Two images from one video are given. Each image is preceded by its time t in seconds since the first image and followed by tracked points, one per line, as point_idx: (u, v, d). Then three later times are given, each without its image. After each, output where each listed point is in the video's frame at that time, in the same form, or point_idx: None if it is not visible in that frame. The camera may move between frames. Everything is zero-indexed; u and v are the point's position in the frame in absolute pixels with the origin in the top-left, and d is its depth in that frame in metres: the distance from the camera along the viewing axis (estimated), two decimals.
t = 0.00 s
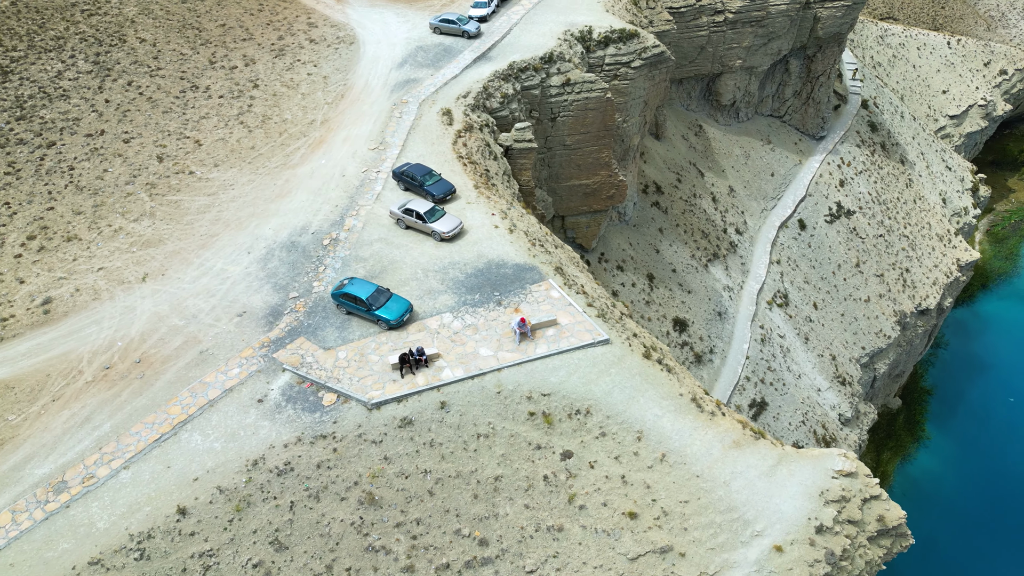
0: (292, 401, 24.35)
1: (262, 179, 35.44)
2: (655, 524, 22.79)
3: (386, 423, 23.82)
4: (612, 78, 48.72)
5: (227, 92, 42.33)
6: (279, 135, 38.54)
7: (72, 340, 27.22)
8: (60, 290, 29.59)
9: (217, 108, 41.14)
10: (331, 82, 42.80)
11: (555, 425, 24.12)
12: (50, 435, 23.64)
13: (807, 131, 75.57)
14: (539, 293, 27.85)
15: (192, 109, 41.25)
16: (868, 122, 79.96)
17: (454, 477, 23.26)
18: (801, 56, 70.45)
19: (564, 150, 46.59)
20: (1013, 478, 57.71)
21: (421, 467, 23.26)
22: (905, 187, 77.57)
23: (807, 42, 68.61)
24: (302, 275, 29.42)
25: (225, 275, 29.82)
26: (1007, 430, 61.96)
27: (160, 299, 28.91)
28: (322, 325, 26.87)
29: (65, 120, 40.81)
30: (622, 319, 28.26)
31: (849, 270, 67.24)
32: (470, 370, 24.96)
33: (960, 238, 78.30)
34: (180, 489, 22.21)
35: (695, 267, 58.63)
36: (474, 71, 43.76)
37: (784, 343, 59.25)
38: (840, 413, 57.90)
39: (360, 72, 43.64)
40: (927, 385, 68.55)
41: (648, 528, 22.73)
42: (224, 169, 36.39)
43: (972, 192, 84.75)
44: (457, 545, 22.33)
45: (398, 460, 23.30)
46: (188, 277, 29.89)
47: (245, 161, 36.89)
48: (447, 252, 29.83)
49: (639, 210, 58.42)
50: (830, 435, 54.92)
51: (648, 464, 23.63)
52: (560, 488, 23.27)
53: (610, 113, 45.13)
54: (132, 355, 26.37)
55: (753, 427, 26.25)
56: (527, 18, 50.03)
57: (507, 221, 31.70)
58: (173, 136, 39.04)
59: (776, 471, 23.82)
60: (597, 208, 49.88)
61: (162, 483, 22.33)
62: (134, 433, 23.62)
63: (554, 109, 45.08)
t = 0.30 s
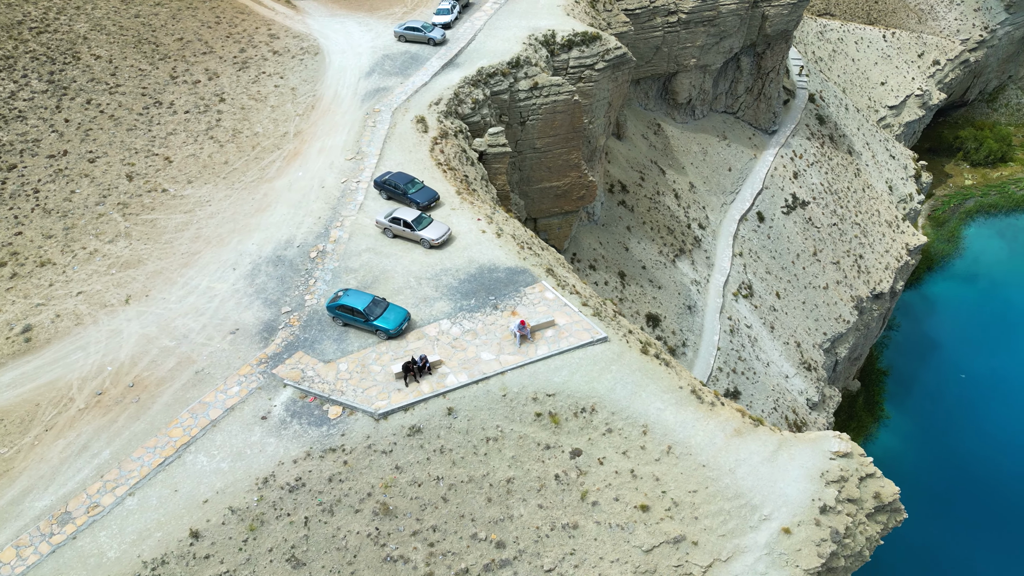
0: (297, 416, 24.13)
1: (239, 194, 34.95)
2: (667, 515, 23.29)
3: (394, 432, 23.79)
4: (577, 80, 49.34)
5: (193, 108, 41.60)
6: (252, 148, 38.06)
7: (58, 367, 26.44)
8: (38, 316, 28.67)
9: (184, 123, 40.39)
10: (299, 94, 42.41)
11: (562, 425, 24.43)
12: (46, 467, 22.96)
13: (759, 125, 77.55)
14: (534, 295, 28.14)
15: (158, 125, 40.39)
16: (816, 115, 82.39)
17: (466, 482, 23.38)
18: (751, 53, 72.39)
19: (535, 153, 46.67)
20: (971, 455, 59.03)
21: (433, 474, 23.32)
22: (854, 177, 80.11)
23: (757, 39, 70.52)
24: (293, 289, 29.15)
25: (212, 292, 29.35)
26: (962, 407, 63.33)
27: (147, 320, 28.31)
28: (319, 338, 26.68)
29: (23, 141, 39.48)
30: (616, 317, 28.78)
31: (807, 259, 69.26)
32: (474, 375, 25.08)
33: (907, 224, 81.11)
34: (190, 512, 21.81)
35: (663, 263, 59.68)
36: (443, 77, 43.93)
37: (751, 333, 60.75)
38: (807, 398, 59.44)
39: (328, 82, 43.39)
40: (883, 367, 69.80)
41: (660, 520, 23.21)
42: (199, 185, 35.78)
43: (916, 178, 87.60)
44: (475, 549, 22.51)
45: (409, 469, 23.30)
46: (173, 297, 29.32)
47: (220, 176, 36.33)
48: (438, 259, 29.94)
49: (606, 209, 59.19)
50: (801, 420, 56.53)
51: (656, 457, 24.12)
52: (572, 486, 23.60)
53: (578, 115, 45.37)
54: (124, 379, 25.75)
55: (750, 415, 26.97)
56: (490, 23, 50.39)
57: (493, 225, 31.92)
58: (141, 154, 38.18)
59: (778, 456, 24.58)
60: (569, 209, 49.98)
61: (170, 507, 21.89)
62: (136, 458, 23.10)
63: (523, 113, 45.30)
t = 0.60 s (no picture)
0: (303, 431, 23.92)
1: (217, 210, 34.38)
2: (677, 505, 23.82)
3: (404, 441, 23.78)
4: (542, 84, 49.35)
5: (159, 124, 40.71)
6: (225, 163, 37.47)
7: (47, 395, 25.65)
8: (19, 344, 27.73)
9: (152, 140, 39.51)
10: (268, 106, 41.92)
11: (569, 423, 24.77)
12: (47, 498, 22.31)
13: (714, 122, 79.27)
14: (529, 297, 28.45)
15: (123, 143, 39.42)
16: (766, 110, 84.50)
17: (480, 486, 23.52)
18: (703, 52, 74.05)
19: (505, 157, 46.75)
20: (924, 432, 60.10)
21: (446, 479, 23.39)
22: (805, 168, 82.35)
23: (708, 38, 72.14)
24: (284, 303, 28.82)
25: (201, 310, 28.85)
26: (916, 387, 64.60)
27: (136, 342, 27.67)
28: (318, 351, 26.47)
29: None
30: (609, 315, 29.26)
31: (767, 250, 71.04)
32: (478, 380, 25.22)
33: (857, 212, 83.46)
34: (203, 535, 21.45)
35: (632, 260, 60.54)
36: (412, 85, 43.96)
37: (719, 325, 61.91)
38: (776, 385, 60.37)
39: (296, 93, 43.02)
40: (840, 351, 70.83)
41: (671, 510, 23.73)
42: (174, 202, 35.06)
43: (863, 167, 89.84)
44: (493, 552, 22.67)
45: (422, 476, 23.32)
46: (161, 317, 28.72)
47: (194, 192, 35.66)
48: (429, 266, 29.98)
49: (574, 210, 59.83)
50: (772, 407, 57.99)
51: (662, 450, 24.64)
52: (584, 483, 23.95)
53: (546, 118, 45.79)
54: (119, 404, 25.13)
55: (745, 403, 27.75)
56: (454, 30, 50.59)
57: (480, 230, 32.12)
58: (109, 173, 37.20)
59: (777, 442, 25.37)
60: (540, 211, 49.77)
61: (182, 530, 21.49)
62: (141, 484, 22.60)
63: (493, 118, 45.50)
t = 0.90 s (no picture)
0: (312, 445, 23.73)
1: (196, 227, 33.79)
2: (686, 496, 24.38)
3: (415, 449, 23.81)
4: (509, 89, 49.95)
5: (125, 142, 39.75)
6: (199, 179, 36.81)
7: (39, 425, 24.88)
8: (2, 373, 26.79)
9: (119, 159, 38.54)
10: (238, 120, 41.35)
11: (575, 422, 25.12)
12: (51, 531, 21.68)
13: (670, 121, 80.73)
14: (524, 299, 28.75)
15: (89, 162, 38.37)
16: (719, 107, 86.33)
17: (493, 489, 23.69)
18: (657, 52, 75.43)
19: (476, 162, 46.36)
20: (878, 413, 61.13)
21: (460, 484, 23.51)
22: (759, 163, 84.39)
23: (661, 39, 73.46)
24: (276, 318, 28.50)
25: (191, 329, 28.34)
26: (874, 369, 65.93)
27: (127, 365, 27.02)
28: (318, 364, 26.28)
29: None
30: (602, 313, 29.75)
31: (728, 244, 72.65)
32: (483, 384, 25.38)
33: (809, 203, 85.66)
34: (219, 557, 21.13)
35: (601, 259, 61.21)
36: (382, 93, 43.88)
37: (688, 319, 62.55)
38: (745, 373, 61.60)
39: (265, 106, 42.53)
40: (799, 338, 71.75)
41: (681, 500, 24.27)
42: (149, 221, 34.32)
43: (812, 160, 91.96)
44: (511, 554, 22.86)
45: (435, 483, 23.38)
46: (150, 338, 28.10)
47: (170, 210, 34.97)
48: (421, 273, 30.02)
49: (542, 212, 60.30)
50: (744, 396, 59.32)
51: (667, 442, 25.19)
52: (594, 480, 24.32)
53: (516, 122, 45.58)
54: (117, 429, 24.53)
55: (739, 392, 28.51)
56: (418, 37, 50.63)
57: (467, 236, 32.28)
58: (77, 194, 36.17)
59: (775, 427, 26.23)
60: (512, 215, 49.26)
61: (198, 553, 21.15)
62: (149, 509, 22.11)
63: (463, 124, 45.20)
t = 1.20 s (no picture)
0: (322, 458, 23.57)
1: (176, 246, 33.13)
2: (693, 486, 24.97)
3: (427, 456, 23.85)
4: (476, 95, 50.05)
5: (91, 161, 38.70)
6: (173, 197, 36.11)
7: (34, 455, 24.15)
8: None
9: (86, 179, 37.51)
10: (207, 135, 40.69)
11: (580, 421, 25.50)
12: (60, 563, 21.11)
13: (627, 121, 81.92)
14: (518, 302, 29.03)
15: (55, 184, 37.25)
16: (673, 106, 87.81)
17: (507, 491, 23.89)
18: (612, 54, 76.41)
19: (448, 169, 46.20)
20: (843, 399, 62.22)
21: (473, 489, 23.65)
22: (714, 159, 86.14)
23: (616, 41, 74.35)
24: (270, 334, 28.18)
25: (183, 349, 27.85)
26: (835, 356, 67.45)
27: (120, 389, 26.39)
28: (320, 378, 26.09)
29: None
30: (595, 312, 30.24)
31: (690, 240, 74.01)
32: (488, 388, 25.56)
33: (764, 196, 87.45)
34: None
35: (571, 259, 61.69)
36: (353, 103, 43.71)
37: (657, 315, 62.65)
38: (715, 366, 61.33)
39: (235, 120, 41.96)
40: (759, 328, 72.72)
41: (689, 491, 24.85)
42: (126, 242, 33.54)
43: (763, 155, 93.58)
44: (528, 554, 23.10)
45: (449, 489, 23.47)
46: (141, 361, 27.51)
47: (147, 229, 34.23)
48: (413, 281, 30.03)
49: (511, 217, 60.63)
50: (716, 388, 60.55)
51: (671, 434, 25.75)
52: (604, 476, 24.71)
53: (486, 128, 45.42)
54: (117, 455, 23.97)
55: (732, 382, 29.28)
56: (383, 46, 50.50)
57: (456, 242, 32.43)
58: (46, 216, 35.08)
59: (771, 415, 27.07)
60: (485, 220, 49.20)
61: None
62: (160, 534, 21.67)
63: (434, 131, 45.12)
